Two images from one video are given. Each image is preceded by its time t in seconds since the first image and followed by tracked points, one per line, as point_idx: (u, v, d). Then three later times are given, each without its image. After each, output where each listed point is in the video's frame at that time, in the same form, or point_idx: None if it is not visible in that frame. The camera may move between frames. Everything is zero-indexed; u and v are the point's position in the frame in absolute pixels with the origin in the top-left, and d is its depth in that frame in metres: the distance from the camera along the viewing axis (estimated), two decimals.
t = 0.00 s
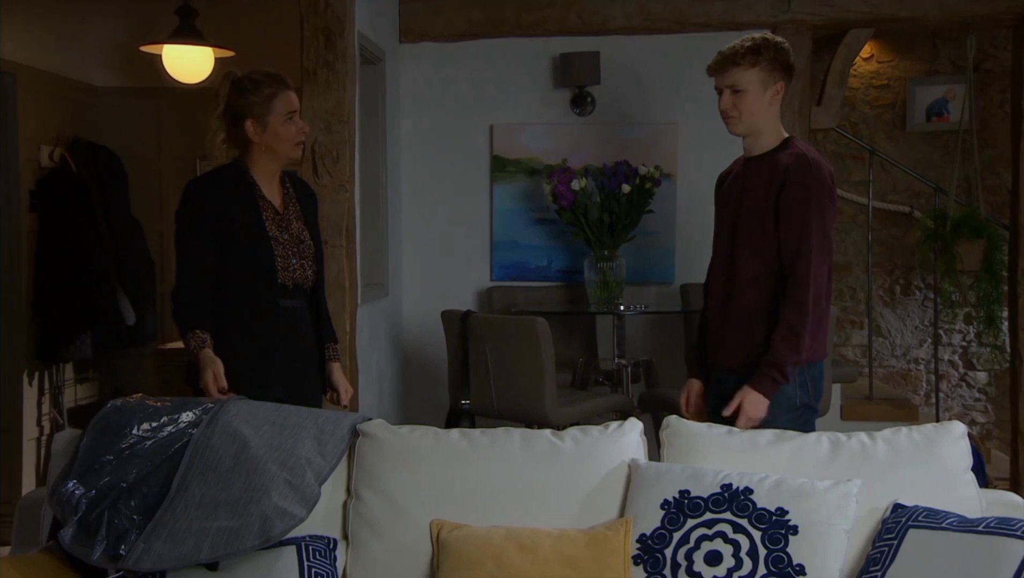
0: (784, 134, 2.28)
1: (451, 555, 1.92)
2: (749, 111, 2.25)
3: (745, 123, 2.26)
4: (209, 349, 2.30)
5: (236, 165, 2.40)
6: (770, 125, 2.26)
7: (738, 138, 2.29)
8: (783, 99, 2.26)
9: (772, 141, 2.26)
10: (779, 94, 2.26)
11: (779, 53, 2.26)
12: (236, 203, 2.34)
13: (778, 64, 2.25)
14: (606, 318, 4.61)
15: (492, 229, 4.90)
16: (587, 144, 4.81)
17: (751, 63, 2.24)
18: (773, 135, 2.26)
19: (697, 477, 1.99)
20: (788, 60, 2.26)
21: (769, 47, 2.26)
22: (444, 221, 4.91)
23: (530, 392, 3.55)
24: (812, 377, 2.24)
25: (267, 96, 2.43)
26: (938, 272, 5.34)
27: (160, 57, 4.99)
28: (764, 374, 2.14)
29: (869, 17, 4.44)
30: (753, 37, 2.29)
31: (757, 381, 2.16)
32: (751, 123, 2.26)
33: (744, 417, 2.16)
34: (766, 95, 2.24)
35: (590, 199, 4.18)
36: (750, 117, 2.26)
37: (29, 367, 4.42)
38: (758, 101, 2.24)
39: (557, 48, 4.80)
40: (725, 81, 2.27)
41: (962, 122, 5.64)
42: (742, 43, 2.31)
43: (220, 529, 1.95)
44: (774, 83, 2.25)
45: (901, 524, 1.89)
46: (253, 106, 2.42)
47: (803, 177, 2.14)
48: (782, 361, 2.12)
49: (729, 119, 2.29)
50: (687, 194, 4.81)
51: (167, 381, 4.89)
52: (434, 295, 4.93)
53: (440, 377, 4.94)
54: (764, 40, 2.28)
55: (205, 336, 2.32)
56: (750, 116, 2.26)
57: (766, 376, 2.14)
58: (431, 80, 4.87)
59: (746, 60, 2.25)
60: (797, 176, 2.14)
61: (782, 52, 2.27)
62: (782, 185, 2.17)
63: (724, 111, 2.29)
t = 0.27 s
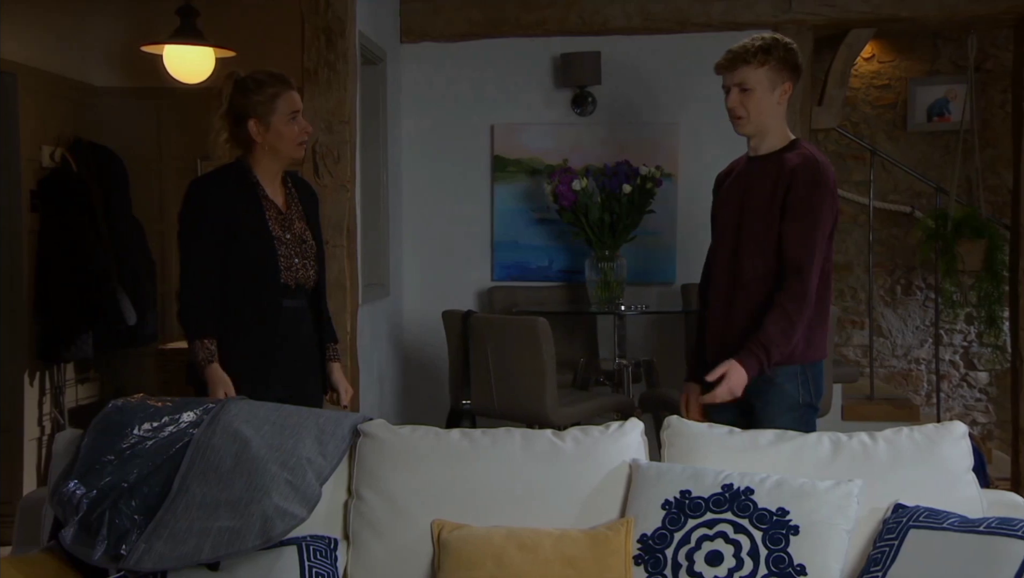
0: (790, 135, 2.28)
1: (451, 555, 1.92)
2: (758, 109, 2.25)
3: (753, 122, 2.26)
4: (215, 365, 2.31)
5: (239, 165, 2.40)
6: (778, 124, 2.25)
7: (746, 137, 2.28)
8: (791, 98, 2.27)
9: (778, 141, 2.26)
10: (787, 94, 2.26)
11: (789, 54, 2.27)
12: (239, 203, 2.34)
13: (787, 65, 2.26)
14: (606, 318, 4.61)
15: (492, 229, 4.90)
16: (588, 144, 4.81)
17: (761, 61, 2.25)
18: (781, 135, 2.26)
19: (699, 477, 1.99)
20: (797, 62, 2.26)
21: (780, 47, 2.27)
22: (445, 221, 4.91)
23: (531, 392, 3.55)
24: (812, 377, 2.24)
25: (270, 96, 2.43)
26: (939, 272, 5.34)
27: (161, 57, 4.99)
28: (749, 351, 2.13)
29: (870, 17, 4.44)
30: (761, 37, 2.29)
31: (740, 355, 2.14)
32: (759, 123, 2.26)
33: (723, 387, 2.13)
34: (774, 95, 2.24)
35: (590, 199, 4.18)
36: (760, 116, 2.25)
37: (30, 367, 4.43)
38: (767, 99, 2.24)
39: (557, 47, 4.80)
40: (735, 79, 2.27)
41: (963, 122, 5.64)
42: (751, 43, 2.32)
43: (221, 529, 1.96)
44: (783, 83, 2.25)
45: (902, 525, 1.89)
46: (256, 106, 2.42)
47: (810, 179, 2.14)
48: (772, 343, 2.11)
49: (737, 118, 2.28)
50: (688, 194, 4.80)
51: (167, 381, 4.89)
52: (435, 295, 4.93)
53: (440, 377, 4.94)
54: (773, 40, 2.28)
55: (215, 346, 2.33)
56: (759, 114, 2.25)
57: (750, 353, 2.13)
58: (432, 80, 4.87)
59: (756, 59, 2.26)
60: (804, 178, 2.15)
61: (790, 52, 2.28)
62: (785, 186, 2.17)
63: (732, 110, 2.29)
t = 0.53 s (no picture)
0: (789, 136, 2.28)
1: (453, 555, 1.92)
2: (747, 111, 2.26)
3: (744, 124, 2.28)
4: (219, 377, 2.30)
5: (242, 165, 2.40)
6: (771, 125, 2.26)
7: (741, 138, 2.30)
8: (782, 100, 2.26)
9: (774, 142, 2.27)
10: (777, 95, 2.26)
11: (780, 55, 2.26)
12: (242, 203, 2.34)
13: (778, 66, 2.25)
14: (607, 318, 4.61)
15: (494, 228, 4.89)
16: (589, 144, 4.81)
17: (750, 63, 2.25)
18: (776, 136, 2.26)
19: (700, 477, 1.99)
20: (789, 62, 2.25)
21: (774, 49, 2.26)
22: (447, 221, 4.91)
23: (532, 392, 3.55)
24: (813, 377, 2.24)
25: (275, 96, 2.43)
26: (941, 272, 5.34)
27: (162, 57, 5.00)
28: (766, 371, 2.14)
29: (871, 17, 4.44)
30: (755, 39, 2.30)
31: (758, 377, 2.16)
32: (750, 124, 2.27)
33: (745, 414, 2.16)
34: (763, 96, 2.25)
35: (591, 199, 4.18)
36: (749, 117, 2.27)
37: (31, 366, 4.43)
38: (756, 101, 2.25)
39: (559, 48, 4.80)
40: (725, 81, 2.29)
41: (964, 122, 5.64)
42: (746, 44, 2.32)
43: (223, 529, 1.96)
44: (772, 85, 2.25)
45: (903, 525, 1.88)
46: (260, 106, 2.42)
47: (814, 180, 2.14)
48: (787, 360, 2.12)
49: (730, 119, 2.30)
50: (690, 194, 4.80)
51: (168, 381, 4.89)
52: (436, 295, 4.94)
53: (442, 378, 4.94)
54: (766, 42, 2.28)
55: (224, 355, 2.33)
56: (749, 116, 2.26)
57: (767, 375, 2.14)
58: (433, 80, 4.87)
59: (745, 60, 2.26)
60: (808, 179, 2.14)
61: (784, 54, 2.27)
62: (788, 186, 2.17)
63: (724, 111, 2.31)
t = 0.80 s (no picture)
0: (783, 136, 2.28)
1: (454, 555, 1.92)
2: (736, 112, 2.27)
3: (733, 125, 2.29)
4: (226, 379, 2.30)
5: (245, 164, 2.40)
6: (762, 126, 2.27)
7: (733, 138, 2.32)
8: (772, 100, 2.26)
9: (767, 142, 2.27)
10: (766, 96, 2.25)
11: (770, 55, 2.25)
12: (244, 203, 2.34)
13: (767, 67, 2.25)
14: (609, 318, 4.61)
15: (495, 228, 4.89)
16: (590, 144, 4.81)
17: (737, 65, 2.26)
18: (770, 137, 2.27)
19: (701, 477, 1.99)
20: (779, 63, 2.24)
21: (764, 49, 2.25)
22: (448, 221, 4.91)
23: (534, 392, 3.55)
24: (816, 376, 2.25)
25: (279, 95, 2.43)
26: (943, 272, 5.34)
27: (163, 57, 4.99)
28: (782, 379, 2.16)
29: (873, 17, 4.44)
30: (747, 40, 2.30)
31: (776, 386, 2.17)
32: (739, 125, 2.28)
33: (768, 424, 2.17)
34: (751, 98, 2.25)
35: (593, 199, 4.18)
36: (738, 118, 2.28)
37: (33, 366, 4.43)
38: (743, 103, 2.26)
39: (560, 48, 4.80)
40: (716, 82, 2.30)
41: (966, 122, 5.64)
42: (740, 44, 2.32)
43: (224, 529, 1.96)
44: (761, 86, 2.25)
45: (905, 525, 1.88)
46: (263, 106, 2.42)
47: (809, 180, 2.13)
48: (803, 366, 2.13)
49: (722, 119, 2.32)
50: (691, 194, 4.81)
51: (170, 381, 4.89)
52: (437, 295, 4.94)
53: (443, 378, 4.94)
54: (756, 43, 2.28)
55: (230, 357, 2.33)
56: (739, 117, 2.28)
57: (783, 383, 2.15)
58: (435, 80, 4.87)
59: (732, 62, 2.27)
60: (803, 179, 2.14)
61: (775, 53, 2.26)
62: (785, 186, 2.17)
63: (715, 111, 2.32)
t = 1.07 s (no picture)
0: (781, 136, 2.28)
1: (454, 555, 1.92)
2: (732, 112, 2.27)
3: (729, 125, 2.29)
4: (230, 380, 2.29)
5: (246, 164, 2.40)
6: (759, 125, 2.26)
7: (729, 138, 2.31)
8: (768, 100, 2.26)
9: (764, 142, 2.27)
10: (762, 96, 2.25)
11: (765, 55, 2.25)
12: (245, 203, 2.33)
13: (763, 67, 2.25)
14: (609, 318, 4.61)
15: (495, 228, 4.89)
16: (591, 144, 4.81)
17: (733, 65, 2.26)
18: (767, 137, 2.27)
19: (702, 477, 1.99)
20: (775, 62, 2.24)
21: (759, 49, 2.26)
22: (448, 221, 4.91)
23: (535, 392, 3.55)
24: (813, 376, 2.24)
25: (279, 95, 2.43)
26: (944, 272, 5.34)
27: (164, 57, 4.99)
28: (769, 378, 2.15)
29: (874, 17, 4.44)
30: (744, 41, 2.31)
31: (762, 386, 2.16)
32: (736, 126, 2.28)
33: (751, 422, 2.17)
34: (746, 98, 2.25)
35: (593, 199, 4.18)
36: (734, 118, 2.28)
37: (34, 367, 4.42)
38: (738, 103, 2.26)
39: (561, 48, 4.80)
40: (712, 83, 2.30)
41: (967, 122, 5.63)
42: (735, 45, 2.33)
43: (225, 529, 1.96)
44: (756, 86, 2.25)
45: (905, 525, 1.88)
46: (264, 105, 2.42)
47: (806, 179, 2.13)
48: (787, 365, 2.12)
49: (718, 119, 2.32)
50: (692, 194, 4.81)
51: (171, 381, 4.89)
52: (438, 295, 4.94)
53: (444, 378, 4.94)
54: (752, 43, 2.29)
55: (233, 357, 2.32)
56: (734, 117, 2.28)
57: (767, 382, 2.15)
58: (435, 80, 4.87)
59: (728, 63, 2.28)
60: (800, 178, 2.14)
61: (770, 53, 2.26)
62: (782, 185, 2.17)
63: (711, 112, 2.32)
